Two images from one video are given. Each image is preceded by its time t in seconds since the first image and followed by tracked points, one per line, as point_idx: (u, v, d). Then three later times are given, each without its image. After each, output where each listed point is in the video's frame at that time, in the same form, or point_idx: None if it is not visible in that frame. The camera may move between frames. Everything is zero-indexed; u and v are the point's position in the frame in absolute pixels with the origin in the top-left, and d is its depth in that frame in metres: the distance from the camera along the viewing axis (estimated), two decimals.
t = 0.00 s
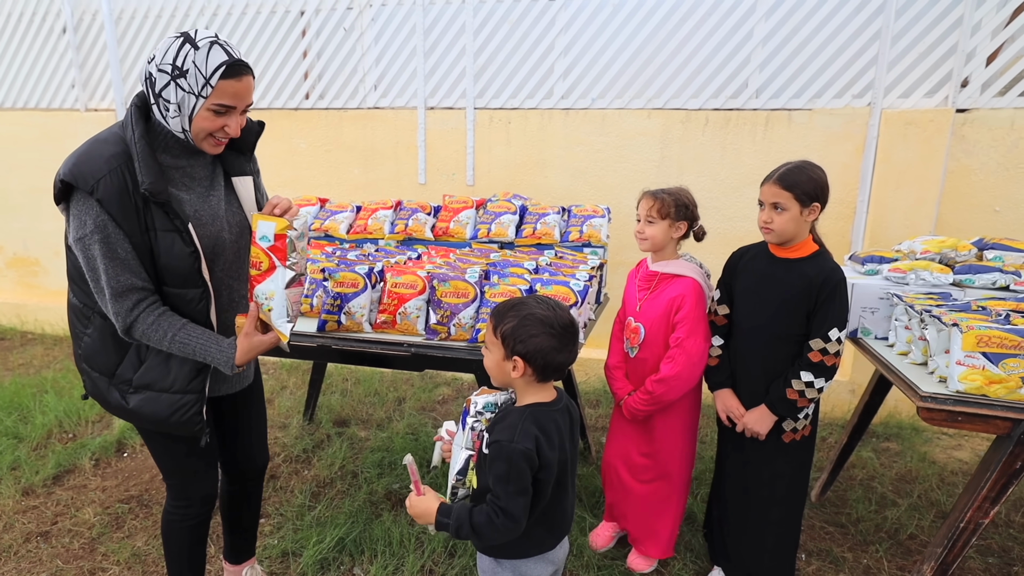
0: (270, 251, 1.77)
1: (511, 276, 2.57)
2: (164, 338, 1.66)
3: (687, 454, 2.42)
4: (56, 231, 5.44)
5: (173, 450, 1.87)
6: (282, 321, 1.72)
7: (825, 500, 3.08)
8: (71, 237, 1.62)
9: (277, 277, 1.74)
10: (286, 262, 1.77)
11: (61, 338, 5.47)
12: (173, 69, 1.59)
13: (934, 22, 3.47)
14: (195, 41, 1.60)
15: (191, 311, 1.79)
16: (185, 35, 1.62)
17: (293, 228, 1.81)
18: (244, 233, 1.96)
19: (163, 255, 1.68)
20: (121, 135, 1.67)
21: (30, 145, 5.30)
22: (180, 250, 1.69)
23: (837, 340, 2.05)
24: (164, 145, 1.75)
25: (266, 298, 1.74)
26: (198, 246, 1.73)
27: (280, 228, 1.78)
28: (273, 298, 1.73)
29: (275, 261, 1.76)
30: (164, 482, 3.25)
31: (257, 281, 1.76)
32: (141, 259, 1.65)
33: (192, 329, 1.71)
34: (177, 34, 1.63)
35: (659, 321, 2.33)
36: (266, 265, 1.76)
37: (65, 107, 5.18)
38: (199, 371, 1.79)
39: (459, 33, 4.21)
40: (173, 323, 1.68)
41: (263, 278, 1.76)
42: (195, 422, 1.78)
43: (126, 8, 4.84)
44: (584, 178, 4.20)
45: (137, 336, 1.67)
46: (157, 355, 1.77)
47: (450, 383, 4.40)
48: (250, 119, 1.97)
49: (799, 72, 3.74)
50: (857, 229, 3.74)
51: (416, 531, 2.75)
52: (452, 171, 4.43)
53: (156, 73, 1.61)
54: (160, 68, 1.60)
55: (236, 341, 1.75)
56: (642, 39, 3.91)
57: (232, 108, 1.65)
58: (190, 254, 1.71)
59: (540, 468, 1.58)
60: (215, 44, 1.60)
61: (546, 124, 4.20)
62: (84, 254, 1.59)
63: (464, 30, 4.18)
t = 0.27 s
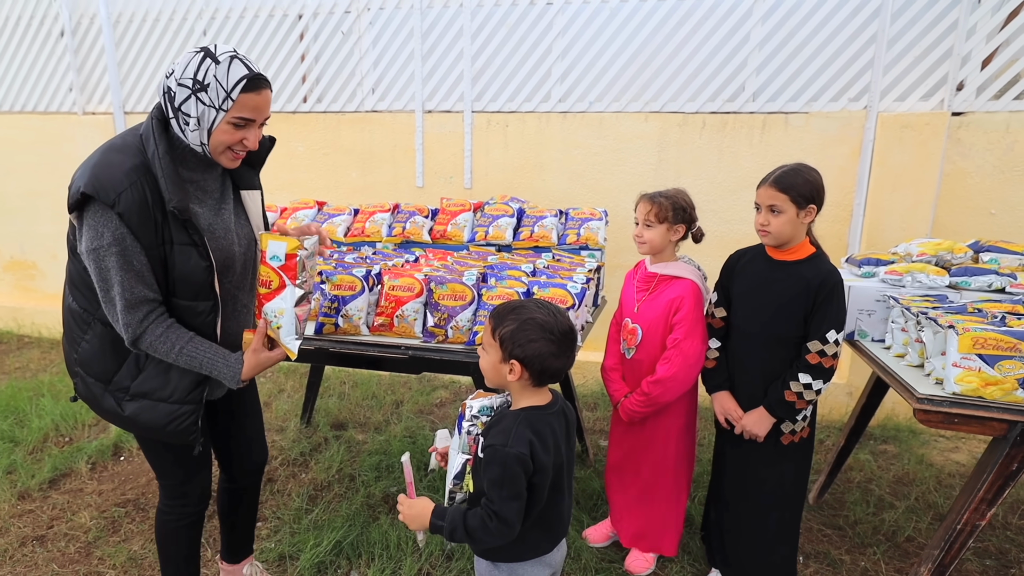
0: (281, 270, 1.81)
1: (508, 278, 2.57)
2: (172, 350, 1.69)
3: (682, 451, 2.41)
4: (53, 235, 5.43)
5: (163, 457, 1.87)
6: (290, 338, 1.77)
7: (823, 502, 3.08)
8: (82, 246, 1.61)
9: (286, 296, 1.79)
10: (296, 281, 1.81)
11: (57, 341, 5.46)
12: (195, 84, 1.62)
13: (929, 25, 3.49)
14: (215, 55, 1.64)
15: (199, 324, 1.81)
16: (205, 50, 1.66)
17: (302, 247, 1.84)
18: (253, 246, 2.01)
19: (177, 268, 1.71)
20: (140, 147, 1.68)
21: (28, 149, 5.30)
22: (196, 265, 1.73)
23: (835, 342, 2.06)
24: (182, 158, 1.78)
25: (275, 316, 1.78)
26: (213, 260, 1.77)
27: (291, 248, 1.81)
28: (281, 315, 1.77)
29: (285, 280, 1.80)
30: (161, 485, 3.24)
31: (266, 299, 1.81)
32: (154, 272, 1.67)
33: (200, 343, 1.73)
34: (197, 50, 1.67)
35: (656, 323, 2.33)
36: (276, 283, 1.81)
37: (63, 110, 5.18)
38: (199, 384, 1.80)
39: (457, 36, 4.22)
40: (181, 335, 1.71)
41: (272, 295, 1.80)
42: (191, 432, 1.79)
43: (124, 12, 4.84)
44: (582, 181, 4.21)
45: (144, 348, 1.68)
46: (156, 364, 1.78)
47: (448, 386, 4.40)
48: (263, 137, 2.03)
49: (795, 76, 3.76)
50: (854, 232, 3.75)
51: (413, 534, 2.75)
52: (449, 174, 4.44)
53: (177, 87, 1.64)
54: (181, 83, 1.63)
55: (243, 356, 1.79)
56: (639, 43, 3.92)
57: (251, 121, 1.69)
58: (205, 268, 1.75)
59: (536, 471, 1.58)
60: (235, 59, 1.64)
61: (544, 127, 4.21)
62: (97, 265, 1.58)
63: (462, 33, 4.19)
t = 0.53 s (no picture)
0: (283, 324, 1.63)
1: (504, 281, 2.57)
2: (178, 383, 1.67)
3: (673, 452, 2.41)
4: (48, 238, 5.42)
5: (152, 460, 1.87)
6: (288, 390, 1.64)
7: (819, 504, 3.08)
8: (111, 270, 1.59)
9: (288, 350, 1.63)
10: (298, 335, 1.62)
11: (53, 344, 5.45)
12: (235, 133, 1.62)
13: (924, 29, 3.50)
14: (251, 102, 1.63)
15: (204, 359, 1.81)
16: (241, 98, 1.65)
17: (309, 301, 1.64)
18: (268, 291, 2.01)
19: (196, 305, 1.73)
20: (186, 186, 1.69)
21: (24, 151, 5.29)
22: (216, 307, 1.75)
23: (831, 344, 2.06)
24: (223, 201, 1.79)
25: (276, 366, 1.66)
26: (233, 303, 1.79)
27: (295, 302, 1.61)
28: (281, 367, 1.64)
29: (287, 333, 1.63)
30: (155, 489, 3.22)
31: (270, 347, 1.68)
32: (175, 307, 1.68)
33: (206, 379, 1.70)
34: (233, 97, 1.66)
35: (647, 321, 2.33)
36: (278, 334, 1.65)
37: (58, 113, 5.17)
38: (182, 416, 1.79)
39: (454, 39, 4.23)
40: (190, 369, 1.69)
41: (275, 346, 1.66)
42: (164, 458, 1.81)
43: (120, 15, 4.84)
44: (578, 184, 4.21)
45: (151, 377, 1.68)
46: (153, 385, 1.77)
47: (445, 389, 4.40)
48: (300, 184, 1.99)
49: (791, 79, 3.77)
50: (850, 234, 3.75)
51: (409, 538, 2.74)
52: (446, 177, 4.44)
53: (217, 139, 1.64)
54: (221, 134, 1.64)
55: (244, 398, 1.73)
56: (635, 46, 3.93)
57: (293, 161, 1.68)
58: (224, 310, 1.77)
59: (530, 474, 1.57)
60: (271, 104, 1.63)
61: (540, 130, 4.21)
62: (125, 294, 1.58)
63: (458, 36, 4.20)
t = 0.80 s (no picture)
0: (295, 384, 1.70)
1: (499, 284, 2.58)
2: (190, 425, 1.69)
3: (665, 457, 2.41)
4: (44, 240, 5.41)
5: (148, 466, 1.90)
6: (292, 449, 1.71)
7: (815, 507, 3.08)
8: (148, 306, 1.63)
9: (296, 410, 1.70)
10: (308, 398, 1.70)
11: (48, 347, 5.43)
12: (278, 205, 1.63)
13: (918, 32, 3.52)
14: (294, 174, 1.64)
15: (218, 401, 1.83)
16: (284, 169, 1.66)
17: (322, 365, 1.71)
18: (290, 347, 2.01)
19: (217, 353, 1.74)
20: (231, 243, 1.69)
21: (19, 154, 5.28)
22: (235, 358, 1.76)
23: (826, 347, 2.07)
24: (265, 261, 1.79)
25: (284, 424, 1.73)
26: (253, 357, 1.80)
27: (309, 365, 1.69)
28: (288, 426, 1.71)
29: (297, 394, 1.70)
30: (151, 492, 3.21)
31: (280, 403, 1.75)
32: (199, 352, 1.70)
33: (216, 425, 1.73)
34: (277, 168, 1.67)
35: (643, 323, 2.33)
36: (289, 394, 1.71)
37: (54, 116, 5.15)
38: (177, 446, 1.81)
39: (450, 42, 4.23)
40: (204, 413, 1.71)
41: (284, 404, 1.73)
42: (156, 478, 1.85)
43: (117, 17, 4.84)
44: (575, 186, 4.22)
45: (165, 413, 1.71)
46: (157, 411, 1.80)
47: (441, 391, 4.40)
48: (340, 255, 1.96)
49: (787, 81, 3.78)
50: (845, 237, 3.77)
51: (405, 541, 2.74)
52: (442, 179, 4.44)
53: (259, 208, 1.65)
54: (264, 204, 1.64)
55: (251, 446, 1.77)
56: (631, 49, 3.95)
57: (333, 229, 1.68)
58: (242, 361, 1.78)
59: (525, 477, 1.57)
60: (313, 175, 1.64)
61: (536, 132, 4.22)
62: (154, 335, 1.61)
63: (455, 39, 4.21)
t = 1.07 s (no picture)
0: (309, 396, 1.68)
1: (497, 285, 2.58)
2: (203, 432, 1.69)
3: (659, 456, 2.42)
4: (41, 242, 5.39)
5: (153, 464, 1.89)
6: (303, 459, 1.69)
7: (813, 508, 3.08)
8: (165, 314, 1.63)
9: (308, 421, 1.69)
10: (320, 410, 1.68)
11: (45, 349, 5.42)
12: (299, 223, 1.61)
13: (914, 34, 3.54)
14: (317, 194, 1.62)
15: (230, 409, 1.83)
16: (307, 189, 1.64)
17: (336, 378, 1.70)
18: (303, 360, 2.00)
19: (231, 362, 1.74)
20: (250, 255, 1.69)
21: (16, 155, 5.27)
22: (248, 368, 1.75)
23: (824, 348, 2.07)
24: (282, 274, 1.78)
25: (295, 434, 1.71)
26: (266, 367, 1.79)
27: (322, 377, 1.68)
28: (299, 437, 1.70)
29: (310, 406, 1.69)
30: (148, 495, 3.20)
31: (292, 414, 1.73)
32: (214, 361, 1.70)
33: (230, 432, 1.72)
34: (300, 186, 1.65)
35: (641, 324, 2.33)
36: (301, 405, 1.70)
37: (51, 118, 5.15)
38: (185, 450, 1.80)
39: (447, 44, 4.24)
40: (217, 420, 1.71)
41: (296, 415, 1.71)
42: (161, 480, 1.84)
43: (114, 19, 4.84)
44: (572, 188, 4.22)
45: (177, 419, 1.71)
46: (167, 414, 1.79)
47: (439, 393, 4.39)
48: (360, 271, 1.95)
49: (784, 83, 3.79)
50: (842, 238, 3.77)
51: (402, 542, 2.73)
52: (440, 181, 4.44)
53: (280, 225, 1.63)
54: (285, 221, 1.62)
55: (264, 453, 1.75)
56: (628, 51, 3.96)
57: (352, 250, 1.66)
58: (255, 371, 1.77)
59: (524, 480, 1.57)
60: (336, 197, 1.61)
61: (534, 134, 4.22)
62: (170, 344, 1.61)
63: (452, 41, 4.21)
